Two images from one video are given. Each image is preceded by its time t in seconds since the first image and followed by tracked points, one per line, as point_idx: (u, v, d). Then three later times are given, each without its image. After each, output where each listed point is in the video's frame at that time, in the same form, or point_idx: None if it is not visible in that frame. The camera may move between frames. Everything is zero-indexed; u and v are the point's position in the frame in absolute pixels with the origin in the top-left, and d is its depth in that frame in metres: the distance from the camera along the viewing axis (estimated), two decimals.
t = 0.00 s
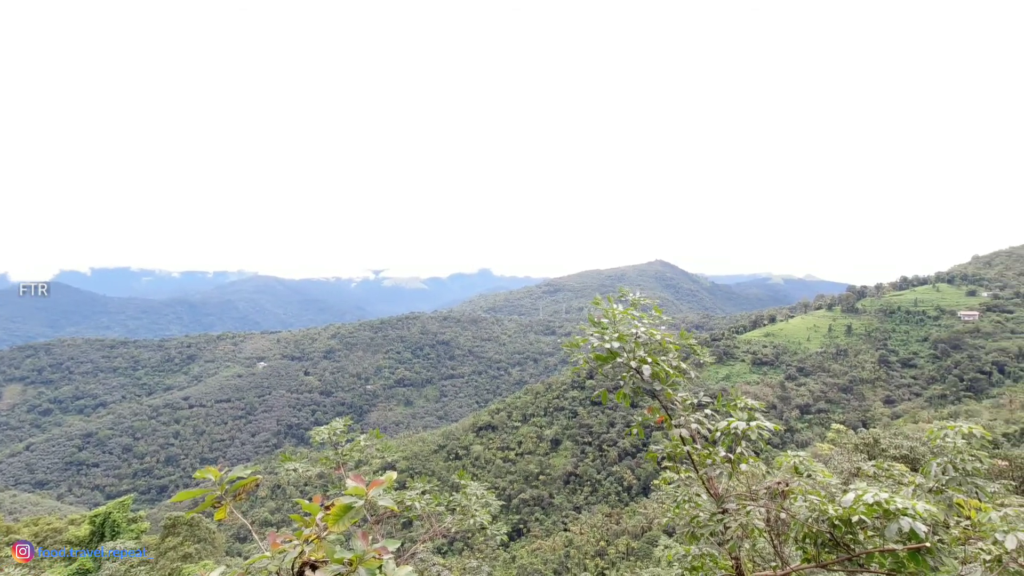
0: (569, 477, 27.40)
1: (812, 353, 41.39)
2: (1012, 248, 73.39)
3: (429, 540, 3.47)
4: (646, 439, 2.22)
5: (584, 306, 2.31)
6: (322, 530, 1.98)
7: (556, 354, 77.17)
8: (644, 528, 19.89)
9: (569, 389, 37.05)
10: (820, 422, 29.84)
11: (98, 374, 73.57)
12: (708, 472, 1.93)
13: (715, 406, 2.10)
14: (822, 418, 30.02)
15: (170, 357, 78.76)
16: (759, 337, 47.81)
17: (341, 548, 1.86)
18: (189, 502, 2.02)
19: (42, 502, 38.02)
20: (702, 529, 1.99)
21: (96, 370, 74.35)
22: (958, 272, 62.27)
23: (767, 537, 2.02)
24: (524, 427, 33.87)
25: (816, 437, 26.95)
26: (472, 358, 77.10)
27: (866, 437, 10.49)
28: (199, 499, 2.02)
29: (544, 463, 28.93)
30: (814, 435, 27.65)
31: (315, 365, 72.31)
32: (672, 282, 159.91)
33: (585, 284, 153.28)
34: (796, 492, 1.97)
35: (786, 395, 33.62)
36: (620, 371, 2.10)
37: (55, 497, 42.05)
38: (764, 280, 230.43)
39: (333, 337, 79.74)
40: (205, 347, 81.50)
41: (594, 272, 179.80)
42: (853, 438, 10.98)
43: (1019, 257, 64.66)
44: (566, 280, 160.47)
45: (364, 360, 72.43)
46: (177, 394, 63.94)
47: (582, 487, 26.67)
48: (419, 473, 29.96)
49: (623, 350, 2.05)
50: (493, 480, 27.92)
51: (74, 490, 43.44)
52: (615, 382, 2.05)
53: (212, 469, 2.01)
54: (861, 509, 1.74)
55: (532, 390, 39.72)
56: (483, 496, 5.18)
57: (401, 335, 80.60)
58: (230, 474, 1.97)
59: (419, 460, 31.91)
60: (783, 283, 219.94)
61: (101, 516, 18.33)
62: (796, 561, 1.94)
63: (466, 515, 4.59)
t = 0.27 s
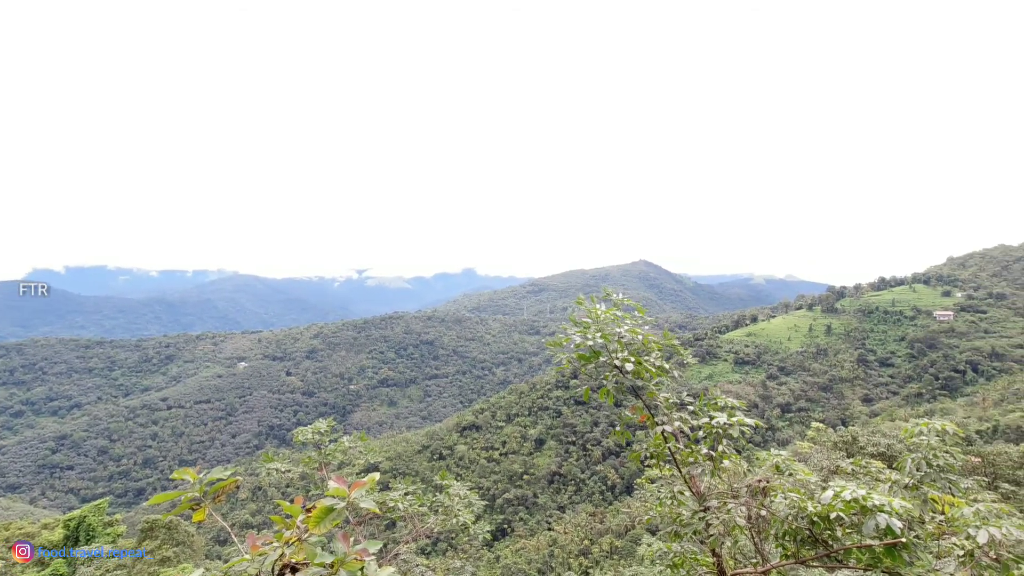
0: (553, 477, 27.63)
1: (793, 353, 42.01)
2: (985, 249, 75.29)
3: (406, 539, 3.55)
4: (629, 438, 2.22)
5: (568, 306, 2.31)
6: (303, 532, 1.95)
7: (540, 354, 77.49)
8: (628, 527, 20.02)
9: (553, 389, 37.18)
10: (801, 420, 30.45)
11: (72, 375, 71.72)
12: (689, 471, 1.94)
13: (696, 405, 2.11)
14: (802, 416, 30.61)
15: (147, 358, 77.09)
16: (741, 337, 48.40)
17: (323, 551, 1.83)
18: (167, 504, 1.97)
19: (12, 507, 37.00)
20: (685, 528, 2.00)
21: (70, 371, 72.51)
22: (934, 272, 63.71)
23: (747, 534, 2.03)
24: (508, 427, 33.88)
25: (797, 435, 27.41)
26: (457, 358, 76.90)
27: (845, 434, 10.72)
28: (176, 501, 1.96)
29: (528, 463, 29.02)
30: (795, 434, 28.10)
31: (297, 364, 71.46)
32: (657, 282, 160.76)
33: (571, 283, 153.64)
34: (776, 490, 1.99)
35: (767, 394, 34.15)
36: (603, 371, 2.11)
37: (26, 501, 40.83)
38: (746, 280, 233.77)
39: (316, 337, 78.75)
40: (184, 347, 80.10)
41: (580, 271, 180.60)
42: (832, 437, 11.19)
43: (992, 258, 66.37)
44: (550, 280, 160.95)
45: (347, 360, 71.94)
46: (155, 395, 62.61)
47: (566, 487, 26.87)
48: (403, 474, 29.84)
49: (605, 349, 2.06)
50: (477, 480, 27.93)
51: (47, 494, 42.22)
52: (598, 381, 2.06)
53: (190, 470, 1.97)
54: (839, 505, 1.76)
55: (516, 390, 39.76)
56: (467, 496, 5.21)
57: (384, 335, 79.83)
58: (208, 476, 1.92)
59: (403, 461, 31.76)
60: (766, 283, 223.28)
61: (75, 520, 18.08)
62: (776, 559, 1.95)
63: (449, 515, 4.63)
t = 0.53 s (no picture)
0: (537, 476, 27.74)
1: (774, 352, 42.62)
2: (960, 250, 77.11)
3: (386, 542, 3.59)
4: (611, 438, 2.23)
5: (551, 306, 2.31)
6: (284, 534, 1.94)
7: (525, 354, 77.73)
8: (612, 526, 20.18)
9: (537, 389, 37.35)
10: (782, 419, 31.00)
11: (46, 376, 69.89)
12: (671, 470, 1.94)
13: (678, 405, 2.11)
14: (783, 416, 31.15)
15: (124, 359, 75.50)
16: (724, 336, 49.03)
17: (304, 554, 1.81)
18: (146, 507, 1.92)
19: None
20: (666, 526, 2.00)
21: (44, 373, 70.67)
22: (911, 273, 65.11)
23: (727, 533, 2.04)
24: (493, 427, 33.94)
25: (779, 434, 27.82)
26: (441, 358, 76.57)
27: (825, 432, 10.87)
28: (155, 502, 1.91)
29: (512, 463, 29.11)
30: (776, 432, 28.54)
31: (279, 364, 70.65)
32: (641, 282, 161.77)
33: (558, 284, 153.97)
34: (755, 487, 2.02)
35: (749, 393, 34.66)
36: (586, 370, 2.11)
37: None
38: (729, 280, 236.81)
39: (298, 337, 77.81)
40: (163, 347, 78.62)
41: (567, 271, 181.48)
42: (812, 434, 11.37)
43: (966, 258, 67.92)
44: (536, 280, 161.63)
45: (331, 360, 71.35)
46: (132, 396, 61.32)
47: (551, 486, 27.02)
48: (386, 475, 29.64)
49: (589, 348, 2.06)
50: (462, 480, 27.91)
51: (19, 499, 40.92)
52: (579, 380, 2.07)
53: (168, 471, 1.91)
54: (818, 503, 1.78)
55: (501, 390, 39.83)
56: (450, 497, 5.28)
57: (368, 335, 79.08)
58: (187, 479, 1.88)
59: (386, 461, 31.61)
60: (749, 283, 226.32)
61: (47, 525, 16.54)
62: (757, 556, 1.96)
63: (431, 516, 4.69)
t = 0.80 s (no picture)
0: (519, 477, 27.86)
1: (753, 352, 43.26)
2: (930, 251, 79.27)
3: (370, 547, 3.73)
4: (589, 437, 2.24)
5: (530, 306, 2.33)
6: (259, 538, 1.91)
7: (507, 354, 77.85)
8: (592, 525, 20.36)
9: (518, 389, 37.48)
10: (760, 418, 31.51)
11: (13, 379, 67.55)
12: (649, 468, 1.94)
13: (657, 403, 2.13)
14: (762, 414, 31.68)
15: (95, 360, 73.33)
16: (703, 336, 49.67)
17: (279, 559, 1.78)
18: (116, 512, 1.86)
19: None
20: (646, 525, 2.01)
21: (10, 375, 68.28)
22: (884, 274, 66.68)
23: (706, 532, 2.05)
24: (474, 427, 33.90)
25: (758, 432, 28.19)
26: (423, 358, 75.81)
27: (802, 429, 11.01)
28: (126, 509, 1.85)
29: (494, 463, 29.14)
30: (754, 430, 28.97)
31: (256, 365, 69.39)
32: (624, 283, 162.92)
33: (543, 284, 154.19)
34: (733, 484, 2.03)
35: (728, 392, 35.14)
36: (565, 370, 2.12)
37: None
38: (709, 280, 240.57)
39: (277, 338, 76.51)
40: (136, 348, 76.64)
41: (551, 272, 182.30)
42: (788, 432, 11.54)
43: (937, 258, 69.64)
44: (520, 280, 162.04)
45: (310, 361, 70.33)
46: (104, 399, 59.58)
47: (532, 487, 27.14)
48: (367, 477, 29.30)
49: (568, 349, 2.06)
50: (443, 481, 27.79)
51: None
52: (559, 380, 2.08)
53: (140, 476, 1.86)
54: (793, 499, 1.80)
55: (482, 390, 39.79)
56: (427, 498, 5.50)
57: (348, 336, 78.08)
58: (159, 483, 1.83)
59: (367, 462, 31.26)
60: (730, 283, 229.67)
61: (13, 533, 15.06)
62: (734, 555, 1.98)
63: (411, 517, 4.92)
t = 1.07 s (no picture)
0: (500, 477, 27.88)
1: (731, 352, 43.86)
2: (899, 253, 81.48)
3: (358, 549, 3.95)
4: (570, 437, 2.23)
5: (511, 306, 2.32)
6: (234, 542, 1.88)
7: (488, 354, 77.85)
8: (573, 525, 20.49)
9: (499, 390, 37.57)
10: (739, 417, 31.98)
11: None
12: (629, 468, 1.92)
13: (637, 405, 2.13)
14: (740, 413, 32.14)
15: (64, 362, 70.94)
16: (683, 337, 50.28)
17: (255, 563, 1.74)
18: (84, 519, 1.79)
19: None
20: (625, 523, 2.01)
21: None
22: (858, 274, 68.17)
23: (684, 529, 2.07)
24: (454, 428, 33.87)
25: (735, 430, 28.57)
26: (402, 360, 74.43)
27: (779, 428, 11.20)
28: (94, 515, 1.79)
29: (474, 464, 29.16)
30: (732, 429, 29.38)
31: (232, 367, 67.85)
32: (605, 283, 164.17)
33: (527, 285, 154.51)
34: (710, 483, 2.03)
35: (707, 392, 35.56)
36: (543, 370, 2.12)
37: None
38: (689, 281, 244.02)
39: (253, 338, 74.97)
40: (107, 350, 74.42)
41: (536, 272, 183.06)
42: (767, 431, 11.69)
43: (908, 258, 71.34)
44: (502, 280, 162.21)
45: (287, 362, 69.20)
46: (73, 402, 57.56)
47: (513, 487, 27.21)
48: (346, 479, 29.01)
49: (546, 351, 2.06)
50: (423, 483, 27.76)
51: None
52: (536, 382, 2.08)
53: (109, 482, 1.80)
54: (770, 497, 1.82)
55: (463, 391, 39.73)
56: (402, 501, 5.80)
57: (327, 337, 76.76)
58: (130, 488, 1.78)
59: (346, 464, 30.87)
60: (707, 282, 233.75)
61: None
62: (711, 552, 2.01)
63: (390, 520, 5.23)
